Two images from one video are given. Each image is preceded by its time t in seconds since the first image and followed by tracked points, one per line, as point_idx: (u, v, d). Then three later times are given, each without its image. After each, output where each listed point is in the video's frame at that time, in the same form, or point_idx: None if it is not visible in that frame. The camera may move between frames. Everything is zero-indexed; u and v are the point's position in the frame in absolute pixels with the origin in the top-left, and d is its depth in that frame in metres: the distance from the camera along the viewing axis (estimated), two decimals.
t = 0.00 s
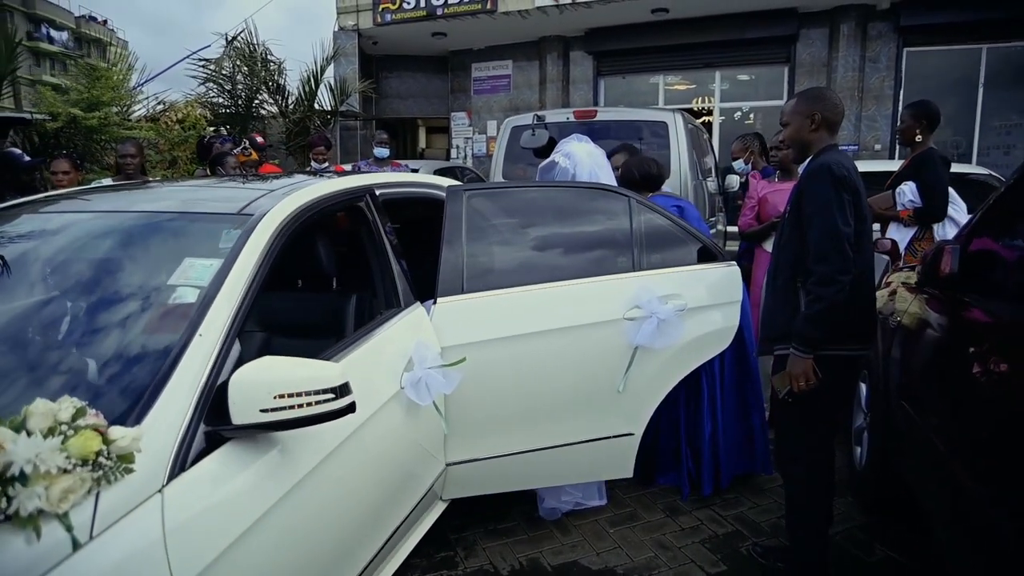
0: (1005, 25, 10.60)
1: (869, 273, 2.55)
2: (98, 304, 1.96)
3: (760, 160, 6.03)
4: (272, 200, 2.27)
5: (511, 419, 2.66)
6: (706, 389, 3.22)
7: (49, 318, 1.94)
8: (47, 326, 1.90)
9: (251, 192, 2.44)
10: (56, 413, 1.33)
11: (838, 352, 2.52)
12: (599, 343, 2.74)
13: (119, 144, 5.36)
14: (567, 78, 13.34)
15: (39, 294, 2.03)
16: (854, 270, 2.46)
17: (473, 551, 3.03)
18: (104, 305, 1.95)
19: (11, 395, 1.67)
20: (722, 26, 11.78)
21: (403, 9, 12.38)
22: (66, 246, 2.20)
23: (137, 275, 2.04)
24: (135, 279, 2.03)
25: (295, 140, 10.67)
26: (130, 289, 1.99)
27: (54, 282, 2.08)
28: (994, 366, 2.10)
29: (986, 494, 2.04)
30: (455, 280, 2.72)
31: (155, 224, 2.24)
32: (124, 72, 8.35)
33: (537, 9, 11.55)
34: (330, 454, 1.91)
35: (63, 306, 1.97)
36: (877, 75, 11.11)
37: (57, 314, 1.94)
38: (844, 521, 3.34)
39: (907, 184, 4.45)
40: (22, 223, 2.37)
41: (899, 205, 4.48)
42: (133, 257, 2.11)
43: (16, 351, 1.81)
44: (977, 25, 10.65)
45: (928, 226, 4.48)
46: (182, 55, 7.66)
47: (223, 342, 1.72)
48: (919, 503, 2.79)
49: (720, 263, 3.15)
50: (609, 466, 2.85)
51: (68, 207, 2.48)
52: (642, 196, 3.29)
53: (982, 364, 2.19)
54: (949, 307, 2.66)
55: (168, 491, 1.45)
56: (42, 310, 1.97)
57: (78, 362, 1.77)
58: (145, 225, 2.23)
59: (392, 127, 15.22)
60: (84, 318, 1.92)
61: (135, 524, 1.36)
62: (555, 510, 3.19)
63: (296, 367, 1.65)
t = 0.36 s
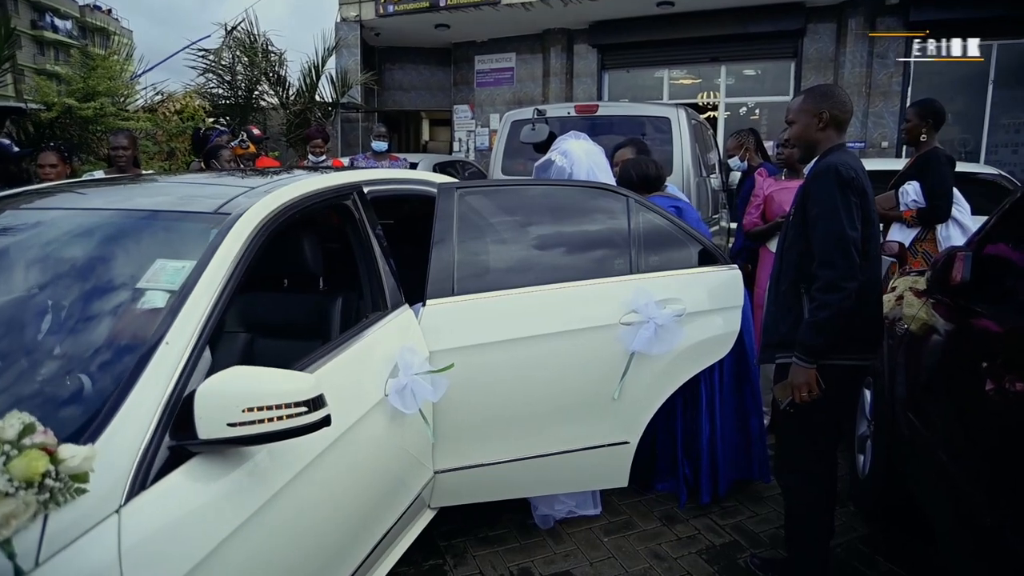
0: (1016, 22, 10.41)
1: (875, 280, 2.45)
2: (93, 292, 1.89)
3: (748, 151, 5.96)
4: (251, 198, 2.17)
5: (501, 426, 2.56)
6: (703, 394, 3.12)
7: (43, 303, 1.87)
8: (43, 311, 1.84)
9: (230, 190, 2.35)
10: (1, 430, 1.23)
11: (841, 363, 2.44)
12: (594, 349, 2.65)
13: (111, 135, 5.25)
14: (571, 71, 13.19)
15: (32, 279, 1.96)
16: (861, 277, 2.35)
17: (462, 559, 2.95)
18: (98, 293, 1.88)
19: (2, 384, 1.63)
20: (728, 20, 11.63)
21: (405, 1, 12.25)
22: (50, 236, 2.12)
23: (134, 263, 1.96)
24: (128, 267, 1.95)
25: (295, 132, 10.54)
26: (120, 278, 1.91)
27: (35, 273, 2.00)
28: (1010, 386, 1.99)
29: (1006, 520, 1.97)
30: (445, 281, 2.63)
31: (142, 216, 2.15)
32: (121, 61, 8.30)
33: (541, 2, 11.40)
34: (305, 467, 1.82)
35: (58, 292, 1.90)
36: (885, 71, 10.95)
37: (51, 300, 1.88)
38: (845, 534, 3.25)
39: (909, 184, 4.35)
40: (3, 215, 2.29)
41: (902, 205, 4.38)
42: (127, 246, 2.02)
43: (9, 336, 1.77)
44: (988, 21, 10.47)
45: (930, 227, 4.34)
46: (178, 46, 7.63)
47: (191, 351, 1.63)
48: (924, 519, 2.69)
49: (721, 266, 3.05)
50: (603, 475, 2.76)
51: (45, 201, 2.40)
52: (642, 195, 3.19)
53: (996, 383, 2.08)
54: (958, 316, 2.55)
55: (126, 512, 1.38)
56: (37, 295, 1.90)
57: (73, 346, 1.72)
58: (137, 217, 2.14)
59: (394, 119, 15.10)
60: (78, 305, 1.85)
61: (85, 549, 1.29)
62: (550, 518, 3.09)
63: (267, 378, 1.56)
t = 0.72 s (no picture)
0: None
1: (893, 290, 2.34)
2: (99, 282, 1.84)
3: (759, 147, 5.70)
4: (242, 198, 2.10)
5: (501, 435, 2.47)
6: (711, 404, 3.02)
7: (53, 289, 1.85)
8: (52, 297, 1.82)
9: (220, 190, 2.27)
10: None
11: (856, 376, 2.34)
12: (597, 356, 2.56)
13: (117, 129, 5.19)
14: (583, 66, 13.04)
15: (33, 268, 1.92)
16: (879, 288, 2.24)
17: (460, 569, 2.87)
18: (101, 284, 1.83)
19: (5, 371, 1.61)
20: (745, 16, 11.44)
21: None
22: (48, 228, 2.07)
23: (136, 256, 1.90)
24: (131, 259, 1.89)
25: (305, 126, 10.50)
26: (121, 270, 1.86)
27: (34, 261, 1.95)
28: None
29: (1014, 533, 1.99)
30: (444, 284, 2.54)
31: (134, 214, 2.08)
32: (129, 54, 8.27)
33: None
34: (291, 481, 1.73)
35: (66, 278, 1.87)
36: (904, 69, 10.74)
37: (60, 285, 1.86)
38: (856, 549, 3.14)
39: (925, 185, 4.20)
40: None
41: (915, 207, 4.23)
42: (130, 239, 1.96)
43: (15, 324, 1.75)
44: (1012, 19, 10.23)
45: (945, 230, 4.21)
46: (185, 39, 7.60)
47: (172, 358, 1.56)
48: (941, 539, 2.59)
49: (732, 272, 2.94)
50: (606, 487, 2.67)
51: (38, 197, 2.34)
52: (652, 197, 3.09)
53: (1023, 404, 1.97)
54: (979, 330, 2.44)
55: (94, 531, 1.32)
56: (47, 280, 1.88)
57: (76, 335, 1.69)
58: (134, 213, 2.08)
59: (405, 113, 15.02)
60: (81, 296, 1.81)
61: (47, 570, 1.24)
62: (552, 528, 3.00)
63: (247, 390, 1.49)
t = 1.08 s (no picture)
0: None
1: (913, 301, 2.24)
2: (98, 277, 1.80)
3: (765, 147, 5.55)
4: (232, 199, 2.03)
5: (501, 446, 2.39)
6: (720, 415, 2.92)
7: (58, 280, 1.82)
8: (58, 288, 1.79)
9: (211, 190, 2.19)
10: None
11: (872, 392, 2.24)
12: (602, 365, 2.47)
13: (123, 124, 5.14)
14: (596, 64, 12.91)
15: (31, 265, 1.87)
16: (898, 298, 2.14)
17: None
18: (102, 280, 1.78)
19: None
20: (760, 13, 11.27)
21: None
22: (45, 222, 2.02)
23: (138, 252, 1.84)
24: (130, 255, 1.84)
25: (315, 122, 10.46)
26: (119, 264, 1.81)
27: (32, 255, 1.91)
28: None
29: None
30: (444, 288, 2.46)
31: (130, 212, 2.02)
32: (138, 49, 8.26)
33: None
34: (275, 496, 1.66)
35: (70, 270, 1.84)
36: (922, 69, 10.54)
37: (65, 277, 1.83)
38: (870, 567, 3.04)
39: (939, 187, 4.07)
40: None
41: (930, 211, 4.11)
42: (133, 235, 1.91)
43: (11, 320, 1.71)
44: None
45: (959, 233, 4.08)
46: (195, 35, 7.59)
47: (150, 369, 1.49)
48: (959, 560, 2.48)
49: (744, 279, 2.85)
50: (608, 500, 2.58)
51: (33, 193, 2.29)
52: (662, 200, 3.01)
53: None
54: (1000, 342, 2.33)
55: (58, 554, 1.26)
56: (52, 270, 1.85)
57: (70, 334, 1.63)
58: (130, 211, 2.03)
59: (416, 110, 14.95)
60: (78, 294, 1.76)
61: None
62: (556, 542, 2.90)
63: (225, 406, 1.41)
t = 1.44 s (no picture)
0: None
1: (935, 312, 2.13)
2: (89, 280, 1.74)
3: (770, 149, 5.45)
4: (223, 201, 1.95)
5: (501, 458, 2.31)
6: (729, 428, 2.82)
7: (62, 275, 1.78)
8: (61, 284, 1.75)
9: (204, 192, 2.12)
10: None
11: (890, 408, 2.14)
12: (607, 375, 2.39)
13: (130, 122, 5.07)
14: (609, 62, 12.78)
15: (27, 263, 1.82)
16: (919, 310, 2.04)
17: None
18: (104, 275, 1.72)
19: None
20: (776, 12, 11.11)
21: None
22: (45, 218, 1.98)
23: (142, 249, 1.77)
24: (125, 254, 1.77)
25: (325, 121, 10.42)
26: (115, 261, 1.76)
27: (33, 251, 1.86)
28: None
29: None
30: (445, 293, 2.37)
31: (128, 212, 1.96)
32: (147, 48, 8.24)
33: None
34: (262, 513, 1.58)
35: (74, 265, 1.79)
36: (941, 69, 10.32)
37: (69, 272, 1.78)
38: None
39: (952, 191, 3.93)
40: None
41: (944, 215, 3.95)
42: (136, 233, 1.84)
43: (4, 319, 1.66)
44: None
45: (972, 238, 3.92)
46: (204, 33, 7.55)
47: (127, 381, 1.42)
48: None
49: (756, 286, 2.75)
50: (613, 515, 2.49)
51: (32, 192, 2.24)
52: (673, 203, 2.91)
53: None
54: None
55: None
56: (52, 266, 1.80)
57: (59, 337, 1.58)
58: (127, 211, 1.97)
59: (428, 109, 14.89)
60: (72, 295, 1.70)
61: None
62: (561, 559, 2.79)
63: (204, 423, 1.34)
